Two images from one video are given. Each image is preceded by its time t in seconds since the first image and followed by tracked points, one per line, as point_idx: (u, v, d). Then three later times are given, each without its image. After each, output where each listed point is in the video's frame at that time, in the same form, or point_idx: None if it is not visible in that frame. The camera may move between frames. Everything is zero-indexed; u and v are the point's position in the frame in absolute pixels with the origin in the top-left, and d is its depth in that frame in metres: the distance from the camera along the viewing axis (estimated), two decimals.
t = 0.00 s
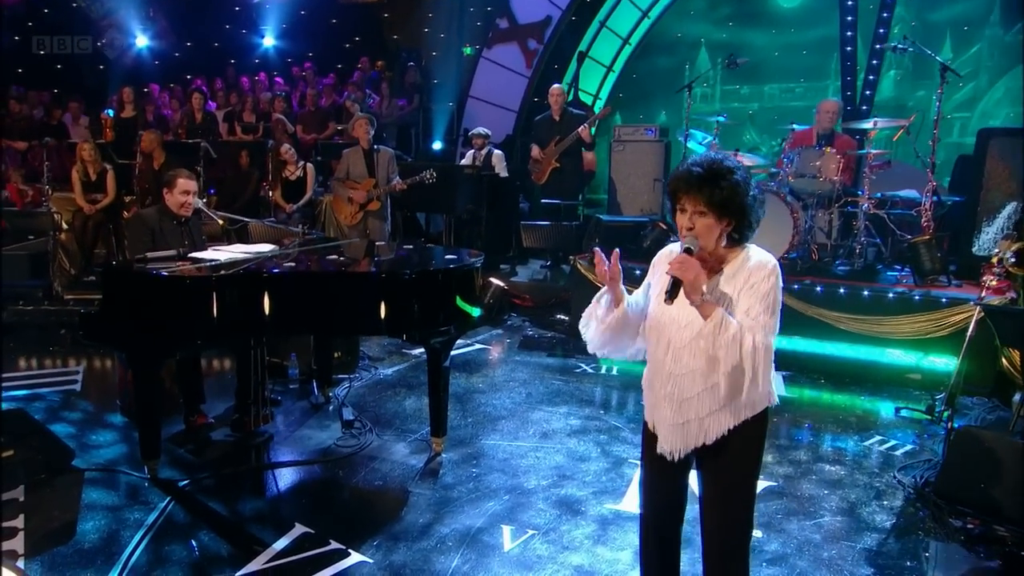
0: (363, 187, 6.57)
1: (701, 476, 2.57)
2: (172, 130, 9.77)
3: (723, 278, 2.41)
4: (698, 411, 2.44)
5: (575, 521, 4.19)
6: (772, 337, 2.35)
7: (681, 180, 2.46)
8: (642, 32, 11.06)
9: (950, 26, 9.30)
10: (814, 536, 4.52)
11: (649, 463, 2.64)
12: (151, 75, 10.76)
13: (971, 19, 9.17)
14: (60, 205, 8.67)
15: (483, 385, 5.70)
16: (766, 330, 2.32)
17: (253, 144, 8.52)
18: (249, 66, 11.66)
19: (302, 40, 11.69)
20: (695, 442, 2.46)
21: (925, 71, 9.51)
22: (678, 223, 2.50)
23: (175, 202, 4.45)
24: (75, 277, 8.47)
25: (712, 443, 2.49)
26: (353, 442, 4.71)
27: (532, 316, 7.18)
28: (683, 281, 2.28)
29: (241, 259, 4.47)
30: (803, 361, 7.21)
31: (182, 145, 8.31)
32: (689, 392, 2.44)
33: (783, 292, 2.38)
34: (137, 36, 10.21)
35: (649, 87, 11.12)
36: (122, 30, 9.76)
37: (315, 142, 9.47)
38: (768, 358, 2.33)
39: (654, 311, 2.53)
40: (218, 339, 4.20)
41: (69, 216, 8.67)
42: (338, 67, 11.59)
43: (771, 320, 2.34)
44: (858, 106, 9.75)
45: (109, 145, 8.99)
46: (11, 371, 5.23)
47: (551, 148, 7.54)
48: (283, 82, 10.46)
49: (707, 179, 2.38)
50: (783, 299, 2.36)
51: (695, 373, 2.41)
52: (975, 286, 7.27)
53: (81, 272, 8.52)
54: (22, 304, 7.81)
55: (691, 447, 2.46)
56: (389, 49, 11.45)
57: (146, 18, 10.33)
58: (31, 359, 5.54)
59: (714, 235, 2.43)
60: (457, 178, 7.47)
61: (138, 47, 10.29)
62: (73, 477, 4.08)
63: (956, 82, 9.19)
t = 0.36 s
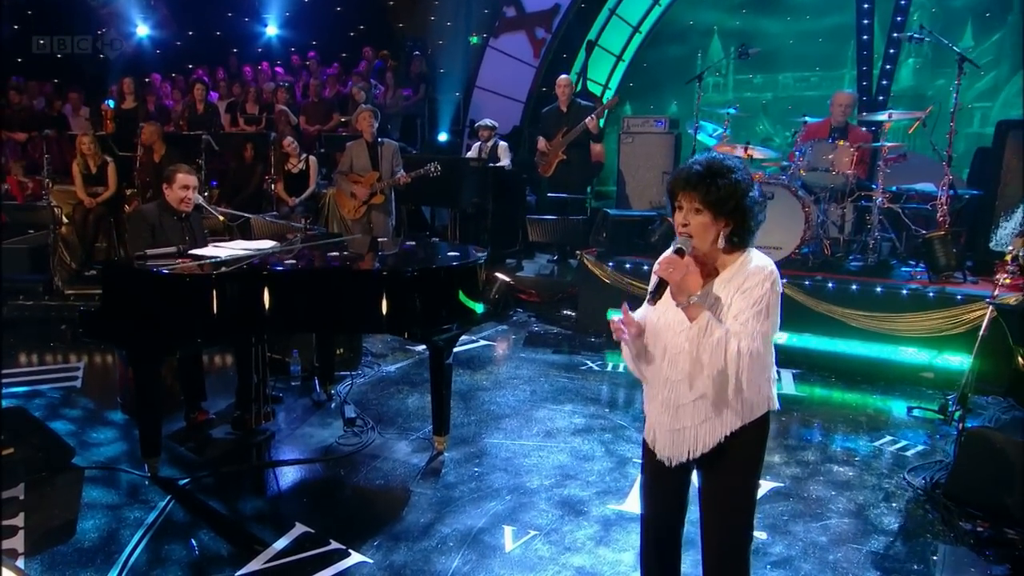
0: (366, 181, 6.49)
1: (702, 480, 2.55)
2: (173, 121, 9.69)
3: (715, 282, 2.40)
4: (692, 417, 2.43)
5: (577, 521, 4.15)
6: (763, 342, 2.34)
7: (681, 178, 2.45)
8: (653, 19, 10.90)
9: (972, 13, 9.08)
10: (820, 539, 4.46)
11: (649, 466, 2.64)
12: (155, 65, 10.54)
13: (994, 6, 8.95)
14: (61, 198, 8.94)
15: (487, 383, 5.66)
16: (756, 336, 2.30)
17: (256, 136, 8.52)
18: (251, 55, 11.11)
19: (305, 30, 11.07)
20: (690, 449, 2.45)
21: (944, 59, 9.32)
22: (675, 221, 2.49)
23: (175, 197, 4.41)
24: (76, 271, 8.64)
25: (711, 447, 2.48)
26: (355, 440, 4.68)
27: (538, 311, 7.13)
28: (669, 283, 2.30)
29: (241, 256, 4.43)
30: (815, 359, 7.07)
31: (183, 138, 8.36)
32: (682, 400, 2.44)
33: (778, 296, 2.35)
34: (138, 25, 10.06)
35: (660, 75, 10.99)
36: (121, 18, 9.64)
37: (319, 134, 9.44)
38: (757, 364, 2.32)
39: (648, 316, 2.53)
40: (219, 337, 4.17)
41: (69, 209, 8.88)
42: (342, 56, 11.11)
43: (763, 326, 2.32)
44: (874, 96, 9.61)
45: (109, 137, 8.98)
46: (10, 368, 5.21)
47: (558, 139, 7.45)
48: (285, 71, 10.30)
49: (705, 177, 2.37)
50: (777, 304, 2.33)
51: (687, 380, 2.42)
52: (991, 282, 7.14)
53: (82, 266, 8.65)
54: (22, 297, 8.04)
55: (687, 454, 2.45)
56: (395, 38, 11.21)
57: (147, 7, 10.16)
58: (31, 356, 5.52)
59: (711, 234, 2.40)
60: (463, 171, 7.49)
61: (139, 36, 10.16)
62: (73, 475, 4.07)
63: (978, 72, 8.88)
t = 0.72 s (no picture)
0: (371, 176, 6.45)
1: (702, 488, 2.63)
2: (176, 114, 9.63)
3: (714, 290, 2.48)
4: (691, 424, 2.49)
5: (580, 525, 4.11)
6: (759, 351, 2.38)
7: (682, 182, 2.53)
8: (665, 10, 10.77)
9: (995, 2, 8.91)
10: (827, 545, 4.40)
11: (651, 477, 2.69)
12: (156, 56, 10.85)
13: None
14: (62, 194, 8.51)
15: (492, 383, 5.62)
16: (750, 343, 2.36)
17: (259, 130, 8.35)
18: (254, 46, 11.30)
19: (309, 20, 11.31)
20: (690, 455, 2.50)
21: (965, 49, 9.15)
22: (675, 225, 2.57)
23: (176, 194, 4.36)
24: (78, 268, 8.13)
25: (711, 456, 2.54)
26: (358, 441, 4.64)
27: (545, 309, 7.07)
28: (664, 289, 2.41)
29: (241, 256, 4.39)
30: (827, 360, 6.97)
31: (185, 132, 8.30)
32: (681, 407, 2.50)
33: (776, 305, 2.41)
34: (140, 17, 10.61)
35: (672, 67, 10.85)
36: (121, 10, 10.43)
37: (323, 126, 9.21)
38: (752, 371, 2.38)
39: (649, 324, 2.62)
40: (221, 338, 4.13)
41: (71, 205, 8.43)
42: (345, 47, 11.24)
43: (758, 334, 2.38)
44: (892, 89, 9.42)
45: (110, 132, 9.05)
46: (10, 366, 5.19)
47: (567, 134, 7.39)
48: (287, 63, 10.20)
49: (705, 180, 2.45)
50: (774, 313, 2.39)
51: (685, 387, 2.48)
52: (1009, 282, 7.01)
53: (84, 263, 8.15)
54: (23, 296, 7.91)
55: (687, 461, 2.51)
56: (399, 27, 11.28)
57: None
58: (32, 354, 5.51)
59: (709, 238, 2.47)
60: (468, 167, 7.40)
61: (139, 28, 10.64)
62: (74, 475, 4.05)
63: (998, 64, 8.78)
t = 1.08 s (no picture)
0: (375, 173, 6.43)
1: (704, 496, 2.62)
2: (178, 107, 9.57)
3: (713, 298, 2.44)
4: (690, 431, 2.45)
5: (581, 529, 4.08)
6: (759, 359, 2.33)
7: (682, 188, 2.50)
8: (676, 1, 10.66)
9: None
10: (831, 550, 4.36)
11: (651, 486, 2.68)
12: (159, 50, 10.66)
13: None
14: (64, 189, 8.61)
15: (496, 383, 5.59)
16: (749, 352, 2.31)
17: (259, 125, 8.35)
18: (259, 38, 11.09)
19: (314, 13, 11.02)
20: (689, 463, 2.47)
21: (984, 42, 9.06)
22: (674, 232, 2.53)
23: (178, 194, 4.33)
24: (78, 265, 8.16)
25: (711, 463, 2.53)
26: (359, 442, 4.62)
27: (551, 308, 7.02)
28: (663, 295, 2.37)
29: (242, 256, 4.37)
30: (837, 360, 6.91)
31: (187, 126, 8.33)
32: (680, 414, 2.46)
33: (777, 313, 2.36)
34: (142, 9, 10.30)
35: (682, 60, 10.77)
36: None
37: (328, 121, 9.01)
38: (751, 380, 2.33)
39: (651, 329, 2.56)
40: (222, 338, 4.11)
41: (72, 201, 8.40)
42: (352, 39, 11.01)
43: (758, 341, 2.33)
44: (909, 82, 9.16)
45: (111, 125, 8.62)
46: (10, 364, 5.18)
47: (574, 129, 7.29)
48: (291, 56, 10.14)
49: (705, 187, 2.42)
50: (774, 321, 2.34)
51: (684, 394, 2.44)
52: None
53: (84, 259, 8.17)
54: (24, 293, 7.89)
55: (686, 469, 2.47)
56: (406, 18, 11.00)
57: None
58: (35, 352, 5.51)
59: (709, 245, 2.44)
60: (474, 163, 7.34)
61: (142, 20, 10.38)
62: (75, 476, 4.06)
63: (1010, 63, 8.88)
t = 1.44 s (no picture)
0: (379, 167, 6.38)
1: (704, 497, 2.54)
2: (181, 99, 9.51)
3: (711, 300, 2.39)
4: (690, 435, 2.42)
5: (582, 531, 4.05)
6: (758, 363, 2.29)
7: (683, 193, 2.45)
8: None
9: None
10: (836, 555, 4.31)
11: (650, 491, 2.63)
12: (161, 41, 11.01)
13: None
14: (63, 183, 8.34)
15: (499, 382, 5.55)
16: (747, 357, 2.27)
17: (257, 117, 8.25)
18: (263, 28, 11.26)
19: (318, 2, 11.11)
20: (689, 466, 2.44)
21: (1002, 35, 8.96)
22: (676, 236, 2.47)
23: (178, 190, 4.28)
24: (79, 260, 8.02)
25: (710, 465, 2.46)
26: (361, 443, 4.60)
27: (557, 305, 6.98)
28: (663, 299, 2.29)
29: (242, 255, 4.33)
30: (846, 359, 6.83)
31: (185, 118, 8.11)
32: (680, 418, 2.42)
33: (776, 316, 2.31)
34: None
35: (693, 50, 10.63)
36: None
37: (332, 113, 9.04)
38: (750, 384, 2.29)
39: (650, 332, 2.50)
40: (222, 339, 4.09)
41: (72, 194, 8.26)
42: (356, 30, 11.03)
43: (756, 346, 2.29)
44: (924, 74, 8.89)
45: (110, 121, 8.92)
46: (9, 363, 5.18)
47: (581, 122, 7.24)
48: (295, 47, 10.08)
49: (707, 191, 2.37)
50: (773, 324, 2.29)
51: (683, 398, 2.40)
52: None
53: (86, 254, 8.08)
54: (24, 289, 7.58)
55: (686, 472, 2.44)
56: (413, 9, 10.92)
57: None
58: (35, 349, 5.50)
59: (710, 250, 2.38)
60: (480, 157, 7.19)
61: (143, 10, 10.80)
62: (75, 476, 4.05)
63: None
